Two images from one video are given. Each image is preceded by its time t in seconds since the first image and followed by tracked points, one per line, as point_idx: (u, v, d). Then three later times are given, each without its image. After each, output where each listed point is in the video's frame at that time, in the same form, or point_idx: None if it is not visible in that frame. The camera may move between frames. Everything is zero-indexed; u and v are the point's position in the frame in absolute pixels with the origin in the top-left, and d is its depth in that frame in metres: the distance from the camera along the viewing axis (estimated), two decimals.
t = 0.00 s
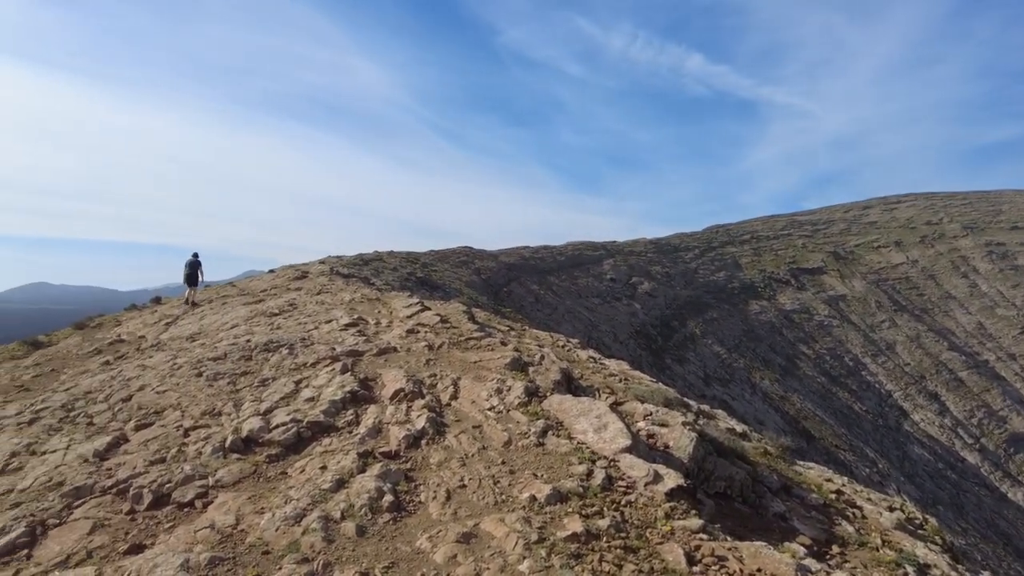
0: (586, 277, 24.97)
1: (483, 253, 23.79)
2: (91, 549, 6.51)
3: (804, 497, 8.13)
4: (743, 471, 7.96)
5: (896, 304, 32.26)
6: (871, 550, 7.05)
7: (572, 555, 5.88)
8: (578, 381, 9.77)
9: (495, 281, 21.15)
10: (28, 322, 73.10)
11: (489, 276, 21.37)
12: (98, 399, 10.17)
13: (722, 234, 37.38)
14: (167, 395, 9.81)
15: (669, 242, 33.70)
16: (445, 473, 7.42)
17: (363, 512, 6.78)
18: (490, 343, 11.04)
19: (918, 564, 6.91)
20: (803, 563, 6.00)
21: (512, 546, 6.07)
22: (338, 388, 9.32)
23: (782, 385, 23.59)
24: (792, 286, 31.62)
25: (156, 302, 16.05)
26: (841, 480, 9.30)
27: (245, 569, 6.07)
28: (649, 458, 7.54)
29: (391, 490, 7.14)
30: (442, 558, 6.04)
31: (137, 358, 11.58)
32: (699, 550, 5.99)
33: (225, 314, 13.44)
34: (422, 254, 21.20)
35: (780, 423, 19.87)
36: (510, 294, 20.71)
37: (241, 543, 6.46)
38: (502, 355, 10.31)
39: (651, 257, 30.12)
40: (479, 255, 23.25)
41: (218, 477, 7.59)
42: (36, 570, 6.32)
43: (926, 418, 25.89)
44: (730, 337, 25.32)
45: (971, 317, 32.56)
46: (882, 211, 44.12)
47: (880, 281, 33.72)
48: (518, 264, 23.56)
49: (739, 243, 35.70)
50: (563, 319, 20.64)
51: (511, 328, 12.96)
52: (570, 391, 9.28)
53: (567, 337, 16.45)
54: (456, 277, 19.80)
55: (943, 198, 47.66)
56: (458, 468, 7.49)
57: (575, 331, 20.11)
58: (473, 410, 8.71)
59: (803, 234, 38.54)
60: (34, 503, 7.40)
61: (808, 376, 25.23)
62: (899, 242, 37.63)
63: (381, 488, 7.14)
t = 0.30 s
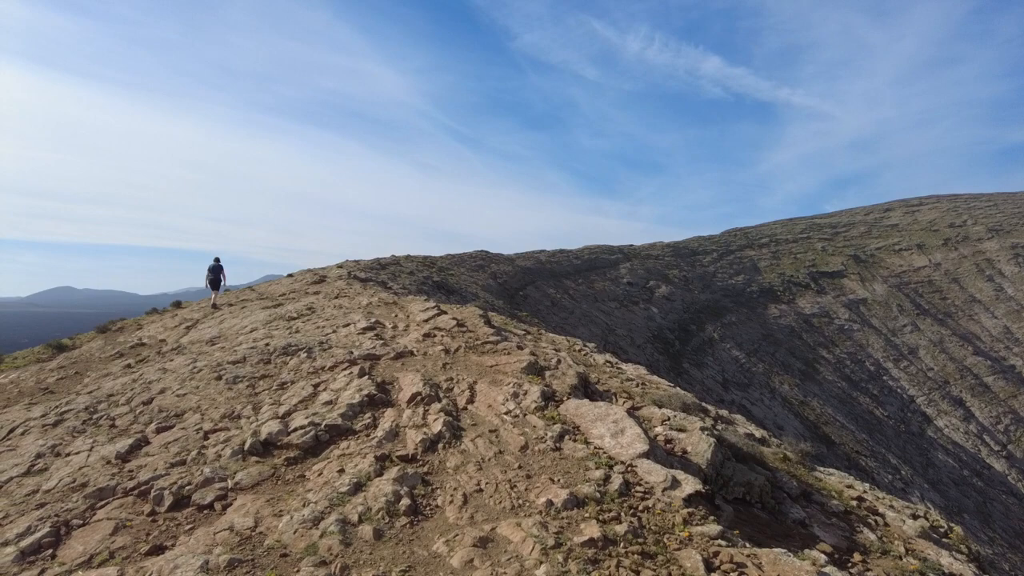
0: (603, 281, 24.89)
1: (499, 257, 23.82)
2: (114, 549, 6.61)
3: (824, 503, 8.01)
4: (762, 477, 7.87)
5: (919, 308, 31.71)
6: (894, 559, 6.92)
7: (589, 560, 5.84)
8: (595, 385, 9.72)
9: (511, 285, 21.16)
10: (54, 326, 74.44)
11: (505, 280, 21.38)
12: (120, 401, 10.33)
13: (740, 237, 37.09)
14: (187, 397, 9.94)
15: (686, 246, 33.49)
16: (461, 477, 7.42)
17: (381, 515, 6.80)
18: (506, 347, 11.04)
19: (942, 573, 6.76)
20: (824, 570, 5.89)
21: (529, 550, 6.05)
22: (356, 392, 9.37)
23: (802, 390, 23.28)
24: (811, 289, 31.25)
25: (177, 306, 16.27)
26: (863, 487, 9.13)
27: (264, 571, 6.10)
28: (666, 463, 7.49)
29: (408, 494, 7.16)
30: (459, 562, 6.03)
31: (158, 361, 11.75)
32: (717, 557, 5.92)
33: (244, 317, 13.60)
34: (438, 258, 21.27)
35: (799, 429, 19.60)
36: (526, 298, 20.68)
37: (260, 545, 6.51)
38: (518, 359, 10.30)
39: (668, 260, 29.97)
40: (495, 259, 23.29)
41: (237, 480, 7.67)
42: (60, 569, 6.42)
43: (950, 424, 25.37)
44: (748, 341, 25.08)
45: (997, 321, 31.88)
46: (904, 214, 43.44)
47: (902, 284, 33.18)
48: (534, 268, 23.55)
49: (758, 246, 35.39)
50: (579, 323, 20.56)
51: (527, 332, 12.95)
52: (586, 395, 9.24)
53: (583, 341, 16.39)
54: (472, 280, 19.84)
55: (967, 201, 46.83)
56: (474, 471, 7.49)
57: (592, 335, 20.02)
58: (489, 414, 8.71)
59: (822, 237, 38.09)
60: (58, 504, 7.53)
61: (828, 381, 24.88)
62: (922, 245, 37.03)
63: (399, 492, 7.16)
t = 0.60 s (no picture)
0: (617, 284, 24.80)
1: (513, 260, 23.81)
2: (131, 550, 6.67)
3: (843, 510, 7.89)
4: (779, 482, 7.76)
5: (939, 311, 31.22)
6: (915, 567, 6.79)
7: (604, 565, 5.80)
8: (610, 389, 9.67)
9: (524, 288, 21.13)
10: (75, 329, 75.59)
11: (518, 284, 21.36)
12: (137, 404, 10.44)
13: (756, 240, 36.80)
14: (203, 400, 10.02)
15: (701, 249, 33.28)
16: (476, 481, 7.40)
17: (395, 519, 6.80)
18: (520, 351, 11.01)
19: None
20: None
21: (543, 555, 6.01)
22: (370, 395, 9.39)
23: (819, 394, 23.01)
24: (828, 292, 30.90)
25: (193, 309, 16.43)
26: (883, 493, 8.97)
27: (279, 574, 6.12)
28: (682, 468, 7.41)
29: (422, 497, 7.15)
30: (473, 566, 6.00)
31: (175, 364, 11.87)
32: (734, 563, 5.85)
33: (260, 321, 13.71)
34: (452, 261, 21.30)
35: (816, 434, 19.36)
36: (540, 301, 20.64)
37: (275, 547, 6.53)
38: (532, 363, 10.27)
39: (683, 263, 29.79)
40: (509, 262, 23.29)
41: (253, 482, 7.71)
42: (79, 570, 6.49)
43: (972, 430, 24.92)
44: (764, 345, 24.84)
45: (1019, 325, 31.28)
46: (923, 216, 42.84)
47: (921, 288, 32.69)
48: (548, 271, 23.51)
49: (773, 249, 35.09)
50: (594, 326, 20.47)
51: (541, 335, 12.92)
52: (601, 399, 9.18)
53: (598, 344, 16.31)
54: (486, 284, 19.85)
55: (988, 203, 46.06)
56: (489, 475, 7.47)
57: (606, 338, 19.92)
58: (504, 418, 8.69)
59: (839, 240, 37.68)
60: (77, 505, 7.61)
61: (846, 385, 24.56)
62: (941, 248, 36.48)
63: (413, 495, 7.15)
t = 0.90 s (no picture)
0: (629, 287, 24.70)
1: (524, 263, 23.79)
2: (145, 551, 6.71)
3: (859, 515, 7.78)
4: (793, 487, 7.67)
5: (956, 314, 30.79)
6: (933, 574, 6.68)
7: (617, 570, 5.75)
8: (622, 393, 9.61)
9: (536, 291, 21.09)
10: (92, 332, 76.41)
11: (530, 287, 21.33)
12: (151, 406, 10.53)
13: (769, 242, 36.53)
14: (217, 403, 10.09)
15: (714, 251, 33.09)
16: (487, 485, 7.38)
17: (407, 522, 6.79)
18: (531, 354, 10.98)
19: None
20: None
21: (555, 559, 5.98)
22: (382, 398, 9.40)
23: (834, 398, 22.77)
24: (843, 295, 30.59)
25: (207, 312, 16.56)
26: (900, 499, 8.84)
27: None
28: (695, 473, 7.34)
29: (434, 500, 7.14)
30: (485, 570, 5.98)
31: (189, 367, 11.96)
32: (748, 568, 5.78)
33: (273, 324, 13.79)
34: (464, 264, 21.32)
35: (831, 438, 19.15)
36: (551, 304, 20.59)
37: (287, 550, 6.55)
38: (544, 366, 10.24)
39: (695, 266, 29.63)
40: (520, 265, 23.27)
41: (265, 485, 7.74)
42: (94, 570, 6.55)
43: (991, 434, 24.48)
44: (778, 348, 24.63)
45: None
46: (940, 218, 42.32)
47: (938, 290, 32.26)
48: (560, 274, 23.46)
49: (787, 252, 34.82)
50: (605, 329, 20.39)
51: (552, 338, 12.89)
52: (613, 403, 9.13)
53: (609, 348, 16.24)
54: (497, 287, 19.84)
55: (1006, 204, 45.38)
56: (500, 479, 7.45)
57: (618, 341, 19.82)
58: (515, 421, 8.66)
59: (854, 242, 37.30)
60: (93, 506, 7.69)
61: (861, 389, 24.28)
62: (958, 250, 35.99)
63: (425, 498, 7.14)
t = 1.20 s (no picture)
0: (638, 289, 24.64)
1: (534, 265, 23.78)
2: (157, 552, 6.75)
3: (872, 520, 7.69)
4: (805, 491, 7.59)
5: (970, 317, 30.44)
6: None
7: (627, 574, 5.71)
8: (632, 396, 9.56)
9: (545, 293, 21.06)
10: (105, 334, 77.06)
11: (539, 289, 21.31)
12: (163, 408, 10.60)
13: (779, 244, 36.33)
14: (228, 405, 10.14)
15: (724, 253, 32.94)
16: (498, 488, 7.37)
17: (416, 524, 6.78)
18: (541, 356, 10.97)
19: None
20: None
21: (565, 563, 5.95)
22: (392, 400, 9.42)
23: (846, 401, 22.58)
24: (855, 297, 30.34)
25: (219, 314, 16.68)
26: (914, 503, 8.72)
27: None
28: (706, 476, 7.29)
29: (444, 503, 7.13)
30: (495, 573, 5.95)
31: (201, 369, 12.04)
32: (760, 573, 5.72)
33: (284, 326, 13.86)
34: (473, 267, 21.34)
35: (843, 441, 18.98)
36: (561, 307, 20.56)
37: (298, 552, 6.56)
38: (554, 369, 10.21)
39: (705, 268, 29.50)
40: (529, 268, 23.27)
41: (276, 487, 7.77)
42: (107, 571, 6.60)
43: (1007, 439, 24.15)
44: (789, 351, 24.46)
45: None
46: (953, 220, 41.90)
47: (951, 292, 31.91)
48: (569, 277, 23.43)
49: (798, 254, 34.62)
50: (615, 331, 20.34)
51: (562, 341, 12.86)
52: (623, 406, 9.09)
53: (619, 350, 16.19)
54: (507, 289, 19.84)
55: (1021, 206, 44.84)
56: (510, 482, 7.43)
57: (627, 343, 19.76)
58: (525, 424, 8.64)
59: (865, 244, 37.02)
60: (105, 507, 7.75)
61: (873, 392, 24.06)
62: (973, 252, 35.61)
63: (435, 501, 7.14)
